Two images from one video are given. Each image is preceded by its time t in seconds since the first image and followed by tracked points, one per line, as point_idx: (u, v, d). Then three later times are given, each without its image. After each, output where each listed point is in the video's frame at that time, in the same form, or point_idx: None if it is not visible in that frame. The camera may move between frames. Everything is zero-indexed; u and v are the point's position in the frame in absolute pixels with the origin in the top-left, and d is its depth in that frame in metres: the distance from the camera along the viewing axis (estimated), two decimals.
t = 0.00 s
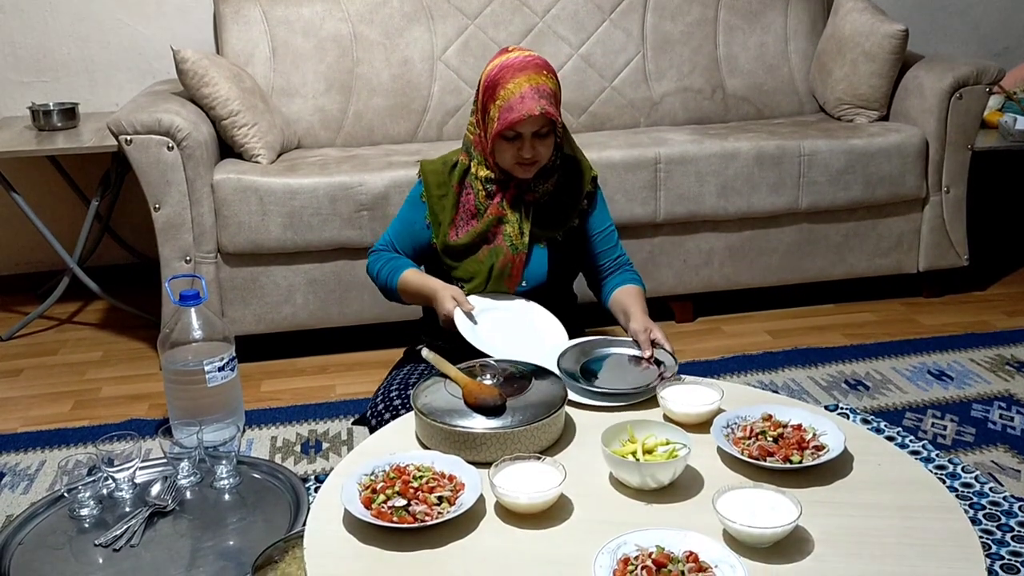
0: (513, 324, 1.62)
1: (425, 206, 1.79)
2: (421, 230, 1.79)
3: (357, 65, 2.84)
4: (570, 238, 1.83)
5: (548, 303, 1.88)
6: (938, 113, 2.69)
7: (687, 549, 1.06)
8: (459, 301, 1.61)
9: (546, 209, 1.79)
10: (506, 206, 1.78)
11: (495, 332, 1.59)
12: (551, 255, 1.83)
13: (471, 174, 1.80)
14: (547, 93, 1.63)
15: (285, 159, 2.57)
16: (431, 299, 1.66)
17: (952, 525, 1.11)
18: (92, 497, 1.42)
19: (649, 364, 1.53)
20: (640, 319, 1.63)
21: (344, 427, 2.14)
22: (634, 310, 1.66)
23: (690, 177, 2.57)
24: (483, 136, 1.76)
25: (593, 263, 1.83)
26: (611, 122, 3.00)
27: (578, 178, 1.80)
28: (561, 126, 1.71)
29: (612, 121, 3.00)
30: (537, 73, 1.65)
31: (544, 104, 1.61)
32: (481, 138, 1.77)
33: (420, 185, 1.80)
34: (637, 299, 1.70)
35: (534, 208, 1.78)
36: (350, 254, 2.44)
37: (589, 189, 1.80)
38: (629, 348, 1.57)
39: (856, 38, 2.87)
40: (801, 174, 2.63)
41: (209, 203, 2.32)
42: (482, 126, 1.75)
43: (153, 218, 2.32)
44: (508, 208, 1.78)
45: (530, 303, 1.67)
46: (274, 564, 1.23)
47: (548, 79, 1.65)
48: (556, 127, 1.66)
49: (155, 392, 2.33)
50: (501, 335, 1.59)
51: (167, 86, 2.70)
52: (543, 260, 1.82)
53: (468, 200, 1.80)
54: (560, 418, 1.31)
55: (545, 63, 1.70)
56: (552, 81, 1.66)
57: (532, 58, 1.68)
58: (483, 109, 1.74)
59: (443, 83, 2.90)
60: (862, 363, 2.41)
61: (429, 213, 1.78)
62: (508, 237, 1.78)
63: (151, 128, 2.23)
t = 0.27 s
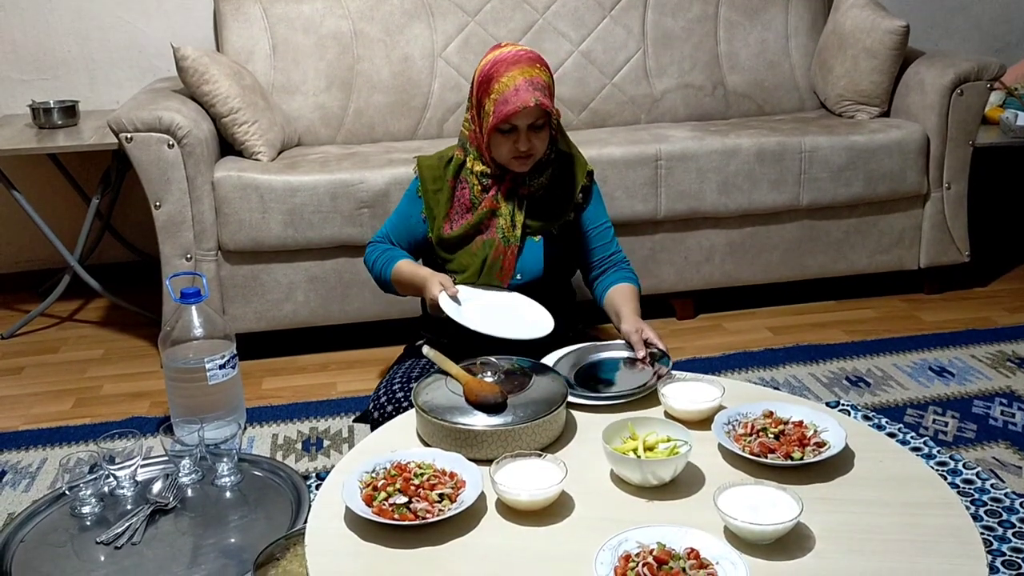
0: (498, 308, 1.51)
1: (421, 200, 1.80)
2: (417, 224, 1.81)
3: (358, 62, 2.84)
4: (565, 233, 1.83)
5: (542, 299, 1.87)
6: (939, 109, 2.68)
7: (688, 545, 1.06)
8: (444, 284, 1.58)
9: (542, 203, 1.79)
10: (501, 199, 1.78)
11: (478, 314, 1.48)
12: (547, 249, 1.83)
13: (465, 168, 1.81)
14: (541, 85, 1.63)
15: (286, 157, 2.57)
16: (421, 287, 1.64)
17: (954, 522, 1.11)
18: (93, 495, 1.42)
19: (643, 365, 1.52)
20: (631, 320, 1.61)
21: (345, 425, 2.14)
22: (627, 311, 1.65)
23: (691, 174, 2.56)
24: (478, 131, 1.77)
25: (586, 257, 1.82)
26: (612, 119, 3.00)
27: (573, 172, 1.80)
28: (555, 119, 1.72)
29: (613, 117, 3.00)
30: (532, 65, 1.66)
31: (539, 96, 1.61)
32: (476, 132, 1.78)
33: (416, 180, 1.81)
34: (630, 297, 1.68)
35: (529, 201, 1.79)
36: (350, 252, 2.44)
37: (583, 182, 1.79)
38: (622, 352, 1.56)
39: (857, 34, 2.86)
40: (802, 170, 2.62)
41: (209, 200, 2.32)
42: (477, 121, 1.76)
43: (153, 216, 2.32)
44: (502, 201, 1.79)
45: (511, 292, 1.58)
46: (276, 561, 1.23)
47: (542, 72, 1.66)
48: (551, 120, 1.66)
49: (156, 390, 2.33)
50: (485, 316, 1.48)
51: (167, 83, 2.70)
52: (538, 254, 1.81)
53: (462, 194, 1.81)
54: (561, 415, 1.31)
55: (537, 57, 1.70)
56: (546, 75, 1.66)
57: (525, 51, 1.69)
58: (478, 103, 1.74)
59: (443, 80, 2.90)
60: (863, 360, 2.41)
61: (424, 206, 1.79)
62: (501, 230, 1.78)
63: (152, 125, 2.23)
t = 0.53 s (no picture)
0: (526, 313, 1.51)
1: (422, 201, 1.78)
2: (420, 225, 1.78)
3: (359, 61, 2.84)
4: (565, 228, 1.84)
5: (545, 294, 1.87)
6: (940, 107, 2.68)
7: (690, 544, 1.06)
8: (471, 293, 1.55)
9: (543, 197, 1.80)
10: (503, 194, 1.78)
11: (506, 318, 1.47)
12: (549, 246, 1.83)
13: (465, 166, 1.81)
14: (540, 77, 1.64)
15: (287, 156, 2.57)
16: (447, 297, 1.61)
17: (956, 520, 1.11)
18: (96, 494, 1.42)
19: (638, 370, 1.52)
20: (627, 322, 1.61)
21: (347, 424, 2.14)
22: (625, 312, 1.65)
23: (692, 172, 2.56)
24: (477, 127, 1.77)
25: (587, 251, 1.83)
26: (613, 117, 3.00)
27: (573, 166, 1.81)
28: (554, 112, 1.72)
29: (614, 116, 3.00)
30: (530, 57, 1.66)
31: (539, 86, 1.61)
32: (474, 128, 1.77)
33: (417, 181, 1.79)
34: (628, 297, 1.69)
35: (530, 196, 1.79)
36: (352, 251, 2.44)
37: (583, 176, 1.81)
38: (617, 356, 1.56)
39: (858, 32, 2.86)
40: (804, 168, 2.62)
41: (211, 200, 2.32)
42: (476, 117, 1.76)
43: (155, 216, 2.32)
44: (505, 197, 1.78)
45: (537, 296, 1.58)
46: (278, 561, 1.23)
47: (540, 65, 1.66)
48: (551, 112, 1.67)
49: (158, 389, 2.33)
50: (513, 320, 1.47)
51: (169, 83, 2.70)
52: (540, 249, 1.81)
53: (463, 192, 1.80)
54: (563, 414, 1.31)
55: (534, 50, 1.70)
56: (544, 67, 1.66)
57: (522, 45, 1.69)
58: (476, 99, 1.74)
59: (444, 79, 2.90)
60: (864, 359, 2.41)
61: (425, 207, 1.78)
62: (506, 224, 1.78)
63: (153, 125, 2.23)
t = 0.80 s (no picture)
0: (582, 341, 1.53)
1: (431, 207, 1.74)
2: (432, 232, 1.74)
3: (360, 61, 2.84)
4: (568, 227, 1.85)
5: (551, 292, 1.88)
6: (941, 106, 2.68)
7: (691, 544, 1.06)
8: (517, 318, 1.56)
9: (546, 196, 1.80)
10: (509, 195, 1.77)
11: (562, 351, 1.50)
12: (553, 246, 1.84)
13: (468, 168, 1.78)
14: (540, 73, 1.64)
15: (288, 156, 2.57)
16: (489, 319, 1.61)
17: (957, 519, 1.11)
18: (98, 494, 1.42)
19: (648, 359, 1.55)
20: (638, 311, 1.64)
21: (348, 424, 2.15)
22: (635, 304, 1.68)
23: (693, 172, 2.56)
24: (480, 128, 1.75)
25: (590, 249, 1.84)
26: (614, 117, 3.00)
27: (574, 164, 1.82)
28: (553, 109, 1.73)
29: (615, 116, 3.00)
30: (530, 54, 1.66)
31: (539, 81, 1.61)
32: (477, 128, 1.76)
33: (424, 188, 1.75)
34: (636, 290, 1.71)
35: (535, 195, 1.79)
36: (353, 251, 2.44)
37: (583, 173, 1.82)
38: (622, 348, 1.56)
39: (859, 31, 2.86)
40: (805, 168, 2.62)
41: (212, 200, 2.32)
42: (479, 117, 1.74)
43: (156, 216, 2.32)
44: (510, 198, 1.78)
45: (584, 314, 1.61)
46: (279, 561, 1.23)
47: (539, 60, 1.66)
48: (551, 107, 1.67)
49: (159, 389, 2.34)
50: (571, 353, 1.50)
51: (170, 83, 2.70)
52: (547, 249, 1.82)
53: (469, 195, 1.77)
54: (564, 413, 1.31)
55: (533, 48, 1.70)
56: (543, 63, 1.67)
57: (521, 43, 1.69)
58: (477, 99, 1.73)
59: (445, 79, 2.90)
60: (866, 358, 2.41)
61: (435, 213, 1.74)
62: (514, 226, 1.77)
63: (154, 125, 2.23)
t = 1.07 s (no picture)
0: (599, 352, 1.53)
1: (437, 214, 1.73)
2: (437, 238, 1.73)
3: (360, 61, 2.84)
4: (573, 232, 1.84)
5: (557, 297, 1.88)
6: (941, 106, 2.68)
7: (691, 544, 1.06)
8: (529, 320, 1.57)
9: (551, 202, 1.80)
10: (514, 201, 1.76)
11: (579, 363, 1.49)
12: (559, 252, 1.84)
13: (473, 173, 1.77)
14: (542, 76, 1.63)
15: (288, 157, 2.57)
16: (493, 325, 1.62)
17: (958, 519, 1.11)
18: (98, 495, 1.42)
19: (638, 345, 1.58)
20: (632, 307, 1.68)
21: (349, 424, 2.15)
22: (628, 300, 1.71)
23: (693, 172, 2.56)
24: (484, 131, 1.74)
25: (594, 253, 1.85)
26: (614, 116, 3.00)
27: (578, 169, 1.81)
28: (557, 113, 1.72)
29: (615, 116, 3.00)
30: (532, 56, 1.65)
31: (538, 84, 1.61)
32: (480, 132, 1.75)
33: (429, 193, 1.74)
34: (631, 288, 1.75)
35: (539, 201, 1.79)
36: (353, 251, 2.44)
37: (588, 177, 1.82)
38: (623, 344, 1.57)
39: (859, 30, 2.86)
40: (805, 167, 2.62)
41: (212, 200, 2.32)
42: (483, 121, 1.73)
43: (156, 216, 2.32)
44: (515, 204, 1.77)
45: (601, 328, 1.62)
46: (280, 561, 1.23)
47: (542, 63, 1.66)
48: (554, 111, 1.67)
49: (160, 390, 2.34)
50: (589, 365, 1.49)
51: (170, 83, 2.70)
52: (552, 254, 1.82)
53: (473, 201, 1.77)
54: (565, 413, 1.31)
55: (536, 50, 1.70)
56: (546, 66, 1.66)
57: (525, 45, 1.68)
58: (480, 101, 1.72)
59: (445, 79, 2.90)
60: (867, 357, 2.41)
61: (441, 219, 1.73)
62: (519, 233, 1.77)
63: (154, 125, 2.23)
